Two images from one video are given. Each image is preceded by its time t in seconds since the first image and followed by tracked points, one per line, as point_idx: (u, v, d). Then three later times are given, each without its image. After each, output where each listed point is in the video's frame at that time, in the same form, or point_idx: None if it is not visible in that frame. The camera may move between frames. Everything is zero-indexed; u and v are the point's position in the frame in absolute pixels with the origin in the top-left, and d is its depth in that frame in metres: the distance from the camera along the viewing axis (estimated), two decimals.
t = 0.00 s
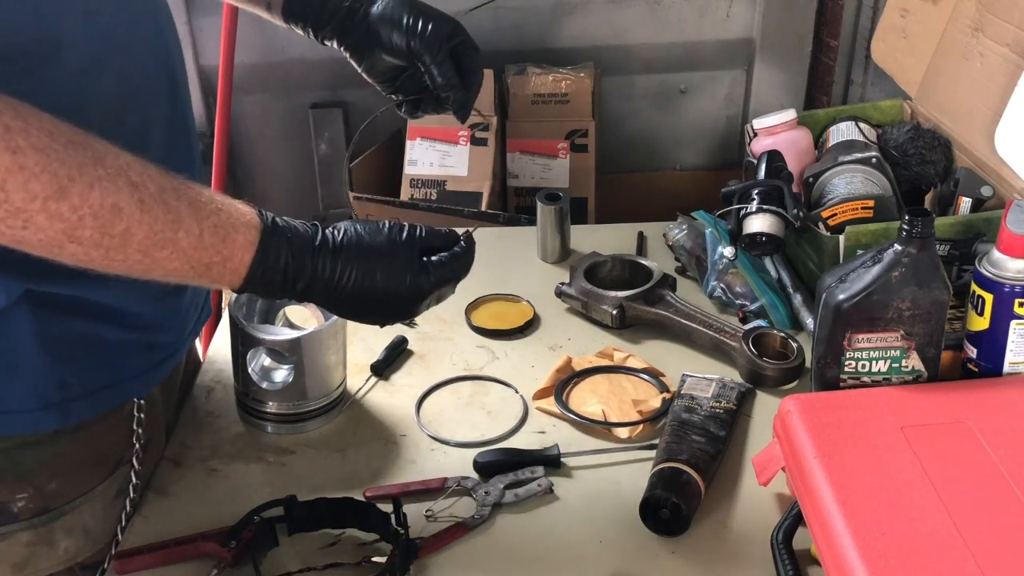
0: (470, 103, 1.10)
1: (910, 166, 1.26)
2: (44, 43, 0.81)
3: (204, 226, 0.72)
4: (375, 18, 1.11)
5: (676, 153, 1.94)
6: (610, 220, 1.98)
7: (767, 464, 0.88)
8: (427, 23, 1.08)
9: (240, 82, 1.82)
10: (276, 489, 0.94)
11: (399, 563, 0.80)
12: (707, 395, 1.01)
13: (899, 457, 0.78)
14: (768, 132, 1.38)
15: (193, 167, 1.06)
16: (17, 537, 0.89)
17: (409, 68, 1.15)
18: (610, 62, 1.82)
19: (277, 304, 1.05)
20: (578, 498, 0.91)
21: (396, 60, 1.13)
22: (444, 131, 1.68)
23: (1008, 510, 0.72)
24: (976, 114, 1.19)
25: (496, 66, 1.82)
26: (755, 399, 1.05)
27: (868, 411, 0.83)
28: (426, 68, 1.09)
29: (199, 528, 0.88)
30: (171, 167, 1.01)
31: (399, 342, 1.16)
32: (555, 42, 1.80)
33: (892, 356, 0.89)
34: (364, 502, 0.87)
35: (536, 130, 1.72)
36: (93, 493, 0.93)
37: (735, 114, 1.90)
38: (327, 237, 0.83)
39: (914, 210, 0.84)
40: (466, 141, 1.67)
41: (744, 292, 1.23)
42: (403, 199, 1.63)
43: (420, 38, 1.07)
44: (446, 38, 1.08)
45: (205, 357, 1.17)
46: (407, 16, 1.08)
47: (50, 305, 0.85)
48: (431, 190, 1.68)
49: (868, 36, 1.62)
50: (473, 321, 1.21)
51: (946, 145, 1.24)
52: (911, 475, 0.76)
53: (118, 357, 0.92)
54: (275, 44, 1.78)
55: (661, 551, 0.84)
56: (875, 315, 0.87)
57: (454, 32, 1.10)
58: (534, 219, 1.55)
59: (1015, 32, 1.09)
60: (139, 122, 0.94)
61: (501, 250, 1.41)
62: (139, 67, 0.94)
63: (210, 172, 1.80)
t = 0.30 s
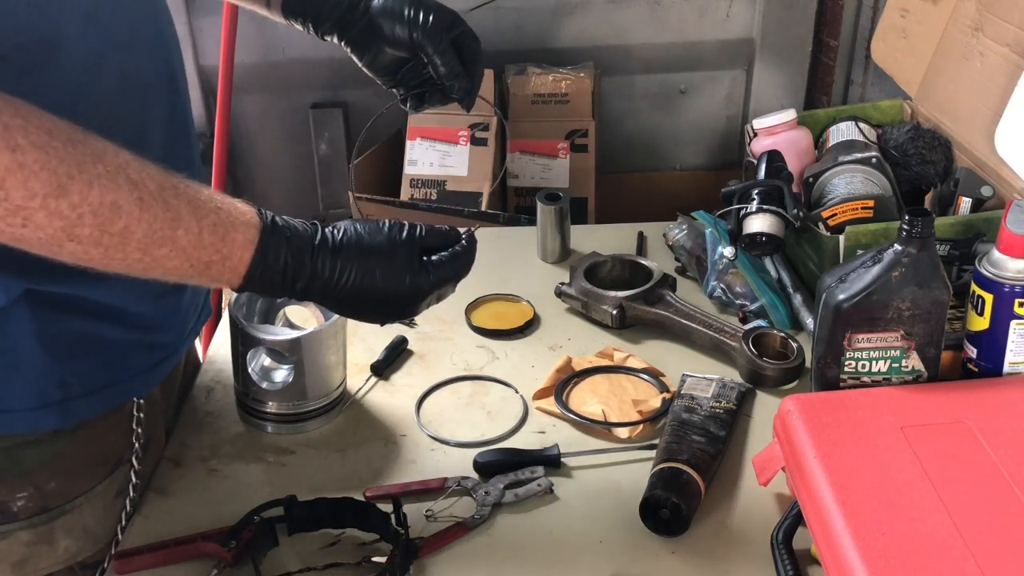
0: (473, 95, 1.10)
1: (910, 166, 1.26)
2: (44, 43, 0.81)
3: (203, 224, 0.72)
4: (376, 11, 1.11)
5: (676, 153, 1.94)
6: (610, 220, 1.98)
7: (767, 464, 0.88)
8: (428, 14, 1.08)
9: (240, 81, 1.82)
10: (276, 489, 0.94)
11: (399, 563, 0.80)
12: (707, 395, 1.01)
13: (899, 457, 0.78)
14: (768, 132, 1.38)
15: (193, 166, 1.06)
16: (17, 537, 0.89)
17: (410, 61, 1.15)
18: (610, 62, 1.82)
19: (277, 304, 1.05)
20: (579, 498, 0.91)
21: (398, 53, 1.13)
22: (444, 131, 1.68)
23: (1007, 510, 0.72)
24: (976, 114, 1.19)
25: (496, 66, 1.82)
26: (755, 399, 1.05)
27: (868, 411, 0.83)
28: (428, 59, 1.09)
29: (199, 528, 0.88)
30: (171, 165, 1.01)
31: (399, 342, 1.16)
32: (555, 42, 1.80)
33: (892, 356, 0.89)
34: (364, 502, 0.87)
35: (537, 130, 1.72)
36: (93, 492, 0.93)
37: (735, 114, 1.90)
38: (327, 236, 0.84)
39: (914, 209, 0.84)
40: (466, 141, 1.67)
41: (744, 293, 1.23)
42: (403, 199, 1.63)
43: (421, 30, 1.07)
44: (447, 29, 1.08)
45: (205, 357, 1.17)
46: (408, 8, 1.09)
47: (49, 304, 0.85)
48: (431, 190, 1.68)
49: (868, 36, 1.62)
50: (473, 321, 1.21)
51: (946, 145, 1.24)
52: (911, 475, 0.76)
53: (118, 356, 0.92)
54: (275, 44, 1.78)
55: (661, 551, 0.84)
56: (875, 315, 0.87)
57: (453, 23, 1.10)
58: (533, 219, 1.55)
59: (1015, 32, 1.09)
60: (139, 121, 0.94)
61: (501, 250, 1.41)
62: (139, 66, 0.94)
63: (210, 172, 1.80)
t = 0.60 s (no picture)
0: (471, 93, 1.12)
1: (910, 166, 1.26)
2: (42, 42, 0.81)
3: (202, 221, 0.72)
4: (372, 11, 1.11)
5: (676, 153, 1.94)
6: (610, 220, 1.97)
7: (767, 464, 0.88)
8: (424, 15, 1.08)
9: (240, 82, 1.82)
10: (276, 488, 0.94)
11: (399, 563, 0.80)
12: (707, 395, 1.01)
13: (899, 457, 0.78)
14: (768, 132, 1.38)
15: (192, 165, 1.06)
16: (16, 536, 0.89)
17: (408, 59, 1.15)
18: (610, 63, 1.82)
19: (277, 304, 1.06)
20: (579, 498, 0.91)
21: (395, 52, 1.13)
22: (444, 131, 1.68)
23: (1007, 509, 0.72)
24: (976, 113, 1.19)
25: (496, 66, 1.82)
26: (755, 399, 1.05)
27: (868, 411, 0.83)
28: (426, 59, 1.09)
29: (200, 528, 0.88)
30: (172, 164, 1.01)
31: (399, 342, 1.16)
32: (555, 42, 1.80)
33: (892, 356, 0.89)
34: (364, 502, 0.87)
35: (537, 130, 1.72)
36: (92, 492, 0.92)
37: (735, 114, 1.90)
38: (325, 233, 0.84)
39: (914, 210, 0.84)
40: (466, 141, 1.67)
41: (744, 293, 1.23)
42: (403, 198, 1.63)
43: (418, 30, 1.08)
44: (443, 28, 1.09)
45: (205, 357, 1.17)
46: (404, 8, 1.09)
47: (49, 304, 0.85)
48: (431, 190, 1.68)
49: (868, 36, 1.62)
50: (473, 321, 1.21)
51: (946, 145, 1.24)
52: (911, 475, 0.76)
53: (118, 356, 0.93)
54: (275, 45, 1.78)
55: (661, 551, 0.84)
56: (875, 315, 0.87)
57: (450, 21, 1.10)
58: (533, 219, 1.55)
59: (1015, 32, 1.10)
60: (138, 120, 0.94)
61: (501, 250, 1.41)
62: (138, 66, 0.94)
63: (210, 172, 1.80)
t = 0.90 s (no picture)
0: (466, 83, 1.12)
1: (910, 166, 1.26)
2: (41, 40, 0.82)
3: (185, 216, 0.72)
4: (363, 12, 1.12)
5: (676, 153, 1.94)
6: (610, 220, 1.97)
7: (767, 464, 0.88)
8: (413, 9, 1.08)
9: (240, 82, 1.82)
10: (276, 488, 0.94)
11: (399, 563, 0.80)
12: (707, 395, 1.01)
13: (900, 457, 0.78)
14: (768, 132, 1.38)
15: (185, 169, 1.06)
16: (9, 538, 0.89)
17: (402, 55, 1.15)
18: (610, 63, 1.82)
19: (277, 304, 1.06)
20: (578, 497, 0.91)
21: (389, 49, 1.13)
22: (444, 131, 1.68)
23: (1008, 509, 0.72)
24: (976, 113, 1.19)
25: (496, 66, 1.82)
26: (755, 399, 1.05)
27: (868, 411, 0.83)
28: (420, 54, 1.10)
29: (199, 528, 0.88)
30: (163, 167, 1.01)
31: (399, 342, 1.16)
32: (555, 42, 1.80)
33: (892, 356, 0.89)
34: (364, 501, 0.87)
35: (537, 129, 1.71)
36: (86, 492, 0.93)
37: (735, 114, 1.89)
38: (312, 218, 0.83)
39: (914, 210, 0.84)
40: (466, 141, 1.67)
41: (744, 293, 1.23)
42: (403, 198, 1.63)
43: (409, 28, 1.08)
44: (433, 22, 1.09)
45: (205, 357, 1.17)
46: (393, 5, 1.09)
47: (41, 308, 0.85)
48: (431, 190, 1.68)
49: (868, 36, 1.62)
50: (473, 321, 1.21)
51: (946, 145, 1.24)
52: (911, 475, 0.76)
53: (109, 362, 0.92)
54: (275, 45, 1.78)
55: (660, 551, 0.84)
56: (876, 315, 0.87)
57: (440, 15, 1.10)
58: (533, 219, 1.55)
59: (1015, 32, 1.10)
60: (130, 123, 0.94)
61: (501, 250, 1.41)
62: (132, 71, 0.94)
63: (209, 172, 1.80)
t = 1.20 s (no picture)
0: (422, 128, 1.06)
1: (910, 166, 1.26)
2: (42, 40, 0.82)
3: (170, 228, 0.72)
4: (337, 52, 1.05)
5: (676, 153, 1.93)
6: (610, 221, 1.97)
7: (767, 464, 0.88)
8: (384, 53, 1.03)
9: (240, 82, 1.82)
10: (277, 488, 0.94)
11: (399, 563, 0.81)
12: (707, 395, 1.01)
13: (900, 457, 0.78)
14: (768, 132, 1.38)
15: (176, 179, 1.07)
16: None
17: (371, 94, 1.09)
18: (610, 63, 1.82)
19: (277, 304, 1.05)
20: (578, 497, 0.91)
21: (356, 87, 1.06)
22: (444, 131, 1.67)
23: (1007, 509, 0.72)
24: (976, 113, 1.20)
25: (496, 66, 1.82)
26: (755, 399, 1.05)
27: (868, 411, 0.83)
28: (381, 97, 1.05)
29: (199, 528, 0.88)
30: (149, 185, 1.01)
31: (399, 342, 1.15)
32: (555, 42, 1.80)
33: (892, 356, 0.89)
34: (364, 502, 0.87)
35: (537, 130, 1.71)
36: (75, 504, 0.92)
37: (735, 114, 1.89)
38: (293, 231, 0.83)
39: (913, 210, 0.84)
40: (466, 141, 1.67)
41: (744, 292, 1.23)
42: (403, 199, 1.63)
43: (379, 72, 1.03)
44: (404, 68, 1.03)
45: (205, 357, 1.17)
46: (367, 47, 1.03)
47: (25, 322, 0.86)
48: (431, 190, 1.68)
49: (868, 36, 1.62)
50: (472, 321, 1.21)
51: (946, 145, 1.24)
52: (911, 475, 0.76)
53: (96, 374, 0.93)
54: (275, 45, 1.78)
55: (660, 551, 0.84)
56: (875, 315, 0.87)
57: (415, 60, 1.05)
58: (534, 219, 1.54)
59: (1014, 32, 1.10)
60: (117, 142, 0.94)
61: (501, 250, 1.41)
62: (118, 91, 0.94)
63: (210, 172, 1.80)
